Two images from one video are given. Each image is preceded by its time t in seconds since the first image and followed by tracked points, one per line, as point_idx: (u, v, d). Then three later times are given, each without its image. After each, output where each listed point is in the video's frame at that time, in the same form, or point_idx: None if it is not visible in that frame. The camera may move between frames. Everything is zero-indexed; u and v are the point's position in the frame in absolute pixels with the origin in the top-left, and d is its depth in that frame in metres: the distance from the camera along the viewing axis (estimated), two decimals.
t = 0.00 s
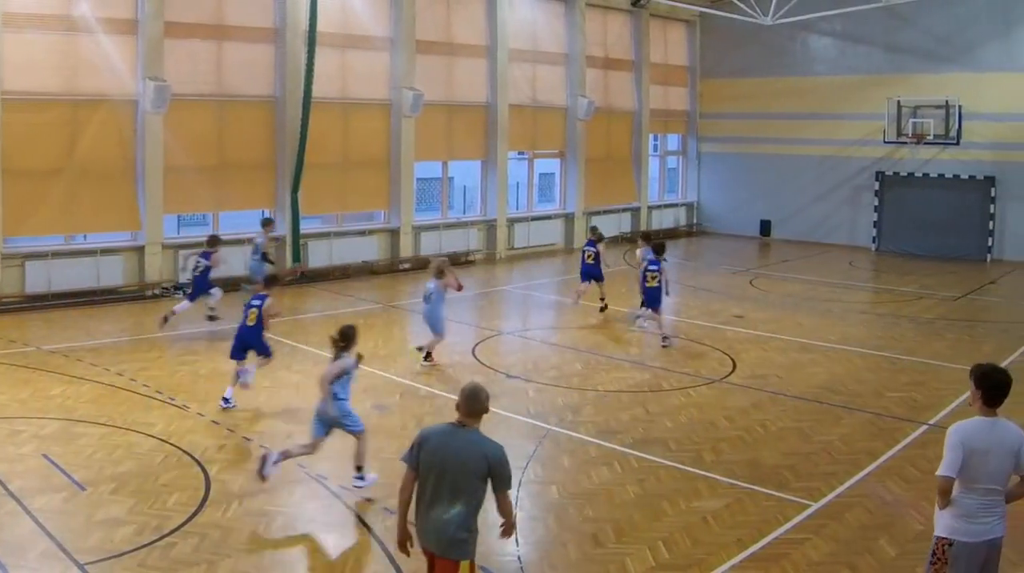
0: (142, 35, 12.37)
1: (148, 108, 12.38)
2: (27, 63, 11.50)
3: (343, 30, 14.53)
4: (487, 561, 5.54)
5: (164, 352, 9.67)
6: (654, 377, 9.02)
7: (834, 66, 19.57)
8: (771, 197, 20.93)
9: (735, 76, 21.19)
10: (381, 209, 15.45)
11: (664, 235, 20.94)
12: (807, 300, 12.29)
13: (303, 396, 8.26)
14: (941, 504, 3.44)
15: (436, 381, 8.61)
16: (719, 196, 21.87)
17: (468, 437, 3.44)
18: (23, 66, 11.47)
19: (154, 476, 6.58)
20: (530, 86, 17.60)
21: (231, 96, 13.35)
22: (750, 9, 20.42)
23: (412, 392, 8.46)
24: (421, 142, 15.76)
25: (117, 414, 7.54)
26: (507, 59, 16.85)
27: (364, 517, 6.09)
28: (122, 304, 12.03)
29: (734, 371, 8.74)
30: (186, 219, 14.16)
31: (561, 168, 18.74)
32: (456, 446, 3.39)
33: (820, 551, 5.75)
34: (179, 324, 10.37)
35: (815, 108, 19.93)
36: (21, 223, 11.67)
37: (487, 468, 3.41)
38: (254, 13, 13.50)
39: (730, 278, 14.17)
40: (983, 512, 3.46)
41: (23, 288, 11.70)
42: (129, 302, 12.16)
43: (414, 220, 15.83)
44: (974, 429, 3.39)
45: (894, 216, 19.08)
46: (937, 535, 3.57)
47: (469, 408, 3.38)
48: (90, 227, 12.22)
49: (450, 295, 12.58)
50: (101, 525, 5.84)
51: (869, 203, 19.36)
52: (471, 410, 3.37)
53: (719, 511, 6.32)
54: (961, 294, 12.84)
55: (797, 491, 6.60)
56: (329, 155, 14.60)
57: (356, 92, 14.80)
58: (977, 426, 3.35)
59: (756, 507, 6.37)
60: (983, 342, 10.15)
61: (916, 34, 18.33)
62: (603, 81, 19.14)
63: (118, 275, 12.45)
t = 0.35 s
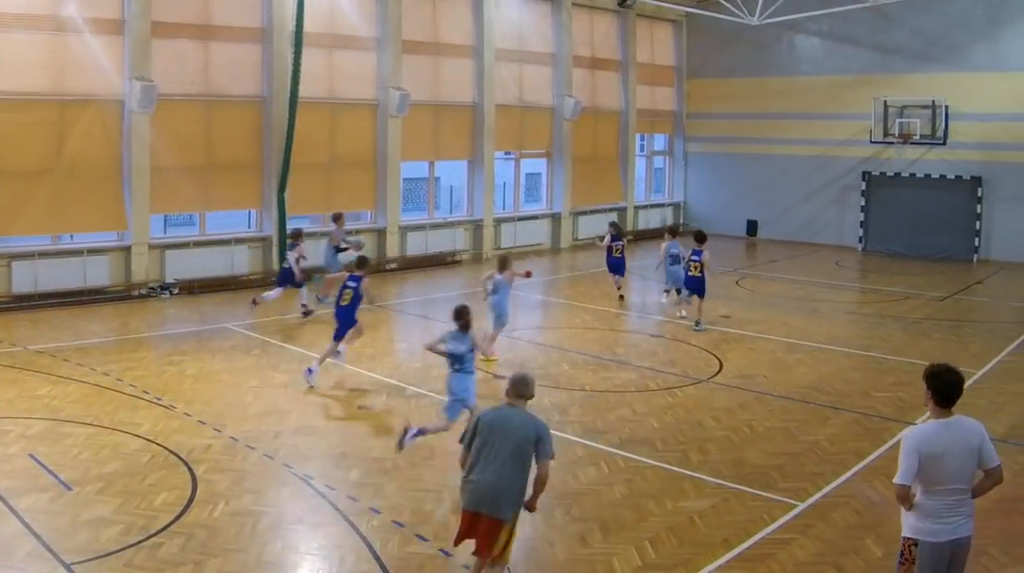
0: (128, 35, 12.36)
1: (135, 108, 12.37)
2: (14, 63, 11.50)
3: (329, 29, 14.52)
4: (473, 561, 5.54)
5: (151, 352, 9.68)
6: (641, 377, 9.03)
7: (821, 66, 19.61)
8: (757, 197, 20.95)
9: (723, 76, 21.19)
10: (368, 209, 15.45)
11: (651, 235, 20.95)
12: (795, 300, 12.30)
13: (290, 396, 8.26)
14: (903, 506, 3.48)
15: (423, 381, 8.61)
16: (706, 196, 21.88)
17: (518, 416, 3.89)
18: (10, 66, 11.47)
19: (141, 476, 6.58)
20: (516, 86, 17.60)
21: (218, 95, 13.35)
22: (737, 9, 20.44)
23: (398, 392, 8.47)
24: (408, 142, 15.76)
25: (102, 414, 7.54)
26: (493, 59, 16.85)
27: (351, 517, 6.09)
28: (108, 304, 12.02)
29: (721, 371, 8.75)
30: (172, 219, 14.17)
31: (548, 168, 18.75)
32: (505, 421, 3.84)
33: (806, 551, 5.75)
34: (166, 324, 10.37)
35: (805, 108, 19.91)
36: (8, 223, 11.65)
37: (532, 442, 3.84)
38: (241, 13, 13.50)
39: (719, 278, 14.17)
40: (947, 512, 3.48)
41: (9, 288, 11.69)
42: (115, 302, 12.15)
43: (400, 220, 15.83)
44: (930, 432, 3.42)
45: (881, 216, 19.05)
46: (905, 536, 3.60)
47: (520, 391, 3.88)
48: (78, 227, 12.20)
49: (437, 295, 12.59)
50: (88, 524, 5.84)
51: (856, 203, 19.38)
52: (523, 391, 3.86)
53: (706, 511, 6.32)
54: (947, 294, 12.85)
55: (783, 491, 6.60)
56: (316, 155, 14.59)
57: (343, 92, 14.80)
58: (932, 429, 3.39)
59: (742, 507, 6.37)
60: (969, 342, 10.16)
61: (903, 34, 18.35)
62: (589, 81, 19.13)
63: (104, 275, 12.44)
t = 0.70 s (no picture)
0: (117, 35, 12.35)
1: (123, 108, 12.36)
2: (4, 63, 11.49)
3: (317, 30, 14.52)
4: (462, 561, 5.54)
5: (139, 352, 9.67)
6: (629, 377, 9.03)
7: (809, 66, 19.64)
8: (745, 197, 20.95)
9: (712, 76, 21.20)
10: (356, 209, 15.45)
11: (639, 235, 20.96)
12: (784, 300, 12.31)
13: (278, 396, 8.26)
14: (879, 509, 3.48)
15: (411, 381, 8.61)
16: (693, 196, 21.89)
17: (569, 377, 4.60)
18: None
19: (129, 476, 6.58)
20: (505, 86, 17.60)
21: (206, 95, 13.35)
22: (725, 9, 20.45)
23: (387, 392, 8.47)
24: (396, 142, 15.76)
25: (90, 414, 7.54)
26: (481, 59, 16.85)
27: (339, 517, 6.09)
28: (93, 304, 12.03)
29: (709, 371, 8.76)
30: (160, 219, 14.15)
31: (536, 168, 18.75)
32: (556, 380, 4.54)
33: (794, 551, 5.75)
34: (155, 324, 10.37)
35: (795, 108, 19.91)
36: None
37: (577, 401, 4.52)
38: (230, 13, 13.49)
39: (708, 278, 14.18)
40: (923, 514, 3.48)
41: None
42: (101, 303, 12.16)
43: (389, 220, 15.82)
44: (901, 433, 3.43)
45: (870, 216, 19.10)
46: (884, 538, 3.60)
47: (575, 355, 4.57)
48: (66, 227, 12.20)
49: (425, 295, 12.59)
50: (78, 524, 5.84)
51: (844, 203, 19.41)
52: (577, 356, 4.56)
53: (694, 511, 6.32)
54: (935, 294, 12.86)
55: (771, 491, 6.61)
56: (304, 155, 14.59)
57: (332, 92, 14.80)
58: (903, 431, 3.40)
59: (731, 507, 6.37)
60: (956, 342, 10.17)
61: (891, 33, 18.37)
62: (577, 81, 19.14)
63: (92, 275, 12.44)
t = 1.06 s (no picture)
0: (103, 35, 12.35)
1: (110, 108, 12.37)
2: None
3: (304, 30, 14.52)
4: (449, 561, 5.54)
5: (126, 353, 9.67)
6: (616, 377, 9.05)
7: (795, 66, 19.67)
8: (733, 197, 20.94)
9: (699, 76, 21.19)
10: (342, 209, 15.47)
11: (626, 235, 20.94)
12: (772, 300, 12.32)
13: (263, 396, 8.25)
14: (861, 510, 3.47)
15: (397, 381, 8.60)
16: (679, 196, 21.89)
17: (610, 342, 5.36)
18: None
19: (115, 476, 6.58)
20: (491, 86, 17.60)
21: (193, 96, 13.35)
22: (711, 9, 20.46)
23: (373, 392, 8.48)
24: (382, 143, 15.75)
25: (77, 414, 7.53)
26: (468, 59, 16.86)
27: (326, 517, 6.09)
28: (78, 304, 12.02)
29: (696, 371, 8.76)
30: (146, 219, 14.14)
31: (523, 168, 18.74)
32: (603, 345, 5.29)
33: (781, 551, 5.75)
34: (142, 324, 10.36)
35: (784, 108, 19.90)
36: None
37: (620, 360, 5.32)
38: (216, 13, 13.49)
39: (696, 278, 14.19)
40: (905, 515, 3.46)
41: None
42: (86, 303, 12.14)
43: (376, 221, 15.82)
44: (881, 434, 3.43)
45: (856, 217, 19.08)
46: (867, 539, 3.59)
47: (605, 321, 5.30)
48: (53, 227, 12.19)
49: (410, 295, 12.58)
50: (65, 524, 5.84)
51: (831, 203, 19.44)
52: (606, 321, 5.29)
53: (681, 511, 6.32)
54: (922, 294, 12.86)
55: (758, 491, 6.60)
56: (289, 155, 14.60)
57: (318, 92, 14.80)
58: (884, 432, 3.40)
59: (718, 507, 6.37)
60: (943, 342, 10.18)
61: (877, 34, 18.39)
62: (564, 81, 19.15)
63: (79, 275, 12.44)
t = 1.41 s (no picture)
0: (90, 35, 12.36)
1: (97, 108, 12.38)
2: None
3: (290, 29, 14.53)
4: (435, 561, 5.54)
5: (112, 353, 9.68)
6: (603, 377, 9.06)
7: (782, 66, 19.69)
8: (719, 198, 20.95)
9: (686, 76, 21.18)
10: (329, 209, 15.50)
11: (613, 235, 20.94)
12: (760, 300, 12.33)
13: (249, 396, 8.25)
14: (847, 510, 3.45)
15: (383, 381, 8.61)
16: (666, 196, 21.89)
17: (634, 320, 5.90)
18: None
19: (102, 476, 6.58)
20: (478, 86, 17.60)
21: (180, 96, 13.35)
22: (698, 9, 20.48)
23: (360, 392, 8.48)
24: (369, 142, 15.76)
25: (63, 414, 7.53)
26: (455, 58, 16.87)
27: (312, 517, 6.09)
28: (65, 304, 12.01)
29: (682, 371, 8.77)
30: (133, 219, 14.16)
31: (509, 168, 18.74)
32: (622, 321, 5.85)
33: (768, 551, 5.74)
34: (128, 324, 10.35)
35: (773, 108, 19.88)
36: None
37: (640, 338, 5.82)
38: (203, 13, 13.50)
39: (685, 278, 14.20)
40: (892, 516, 3.42)
41: None
42: (73, 303, 12.13)
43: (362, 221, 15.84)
44: (867, 434, 3.42)
45: (843, 218, 19.07)
46: (856, 540, 3.56)
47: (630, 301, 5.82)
48: (40, 227, 12.19)
49: (396, 295, 12.57)
50: (51, 524, 5.84)
51: (818, 203, 19.45)
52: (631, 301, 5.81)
53: (668, 511, 6.31)
54: (909, 294, 12.86)
55: (745, 491, 6.60)
56: (276, 155, 14.60)
57: (304, 92, 14.81)
58: (868, 431, 3.38)
59: (705, 507, 6.37)
60: (930, 342, 10.19)
61: (864, 33, 18.42)
62: (550, 81, 19.16)
63: (66, 275, 12.44)
